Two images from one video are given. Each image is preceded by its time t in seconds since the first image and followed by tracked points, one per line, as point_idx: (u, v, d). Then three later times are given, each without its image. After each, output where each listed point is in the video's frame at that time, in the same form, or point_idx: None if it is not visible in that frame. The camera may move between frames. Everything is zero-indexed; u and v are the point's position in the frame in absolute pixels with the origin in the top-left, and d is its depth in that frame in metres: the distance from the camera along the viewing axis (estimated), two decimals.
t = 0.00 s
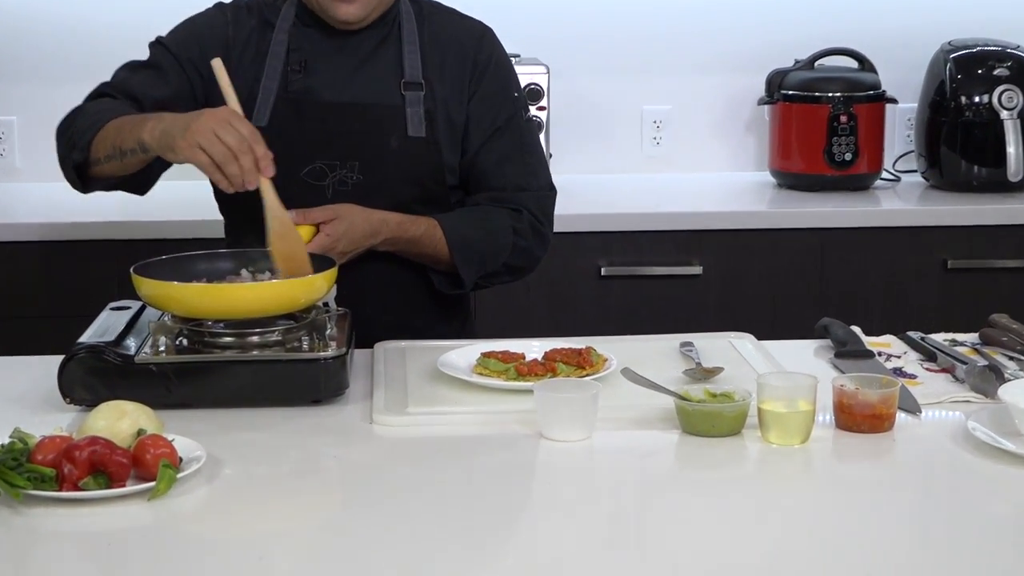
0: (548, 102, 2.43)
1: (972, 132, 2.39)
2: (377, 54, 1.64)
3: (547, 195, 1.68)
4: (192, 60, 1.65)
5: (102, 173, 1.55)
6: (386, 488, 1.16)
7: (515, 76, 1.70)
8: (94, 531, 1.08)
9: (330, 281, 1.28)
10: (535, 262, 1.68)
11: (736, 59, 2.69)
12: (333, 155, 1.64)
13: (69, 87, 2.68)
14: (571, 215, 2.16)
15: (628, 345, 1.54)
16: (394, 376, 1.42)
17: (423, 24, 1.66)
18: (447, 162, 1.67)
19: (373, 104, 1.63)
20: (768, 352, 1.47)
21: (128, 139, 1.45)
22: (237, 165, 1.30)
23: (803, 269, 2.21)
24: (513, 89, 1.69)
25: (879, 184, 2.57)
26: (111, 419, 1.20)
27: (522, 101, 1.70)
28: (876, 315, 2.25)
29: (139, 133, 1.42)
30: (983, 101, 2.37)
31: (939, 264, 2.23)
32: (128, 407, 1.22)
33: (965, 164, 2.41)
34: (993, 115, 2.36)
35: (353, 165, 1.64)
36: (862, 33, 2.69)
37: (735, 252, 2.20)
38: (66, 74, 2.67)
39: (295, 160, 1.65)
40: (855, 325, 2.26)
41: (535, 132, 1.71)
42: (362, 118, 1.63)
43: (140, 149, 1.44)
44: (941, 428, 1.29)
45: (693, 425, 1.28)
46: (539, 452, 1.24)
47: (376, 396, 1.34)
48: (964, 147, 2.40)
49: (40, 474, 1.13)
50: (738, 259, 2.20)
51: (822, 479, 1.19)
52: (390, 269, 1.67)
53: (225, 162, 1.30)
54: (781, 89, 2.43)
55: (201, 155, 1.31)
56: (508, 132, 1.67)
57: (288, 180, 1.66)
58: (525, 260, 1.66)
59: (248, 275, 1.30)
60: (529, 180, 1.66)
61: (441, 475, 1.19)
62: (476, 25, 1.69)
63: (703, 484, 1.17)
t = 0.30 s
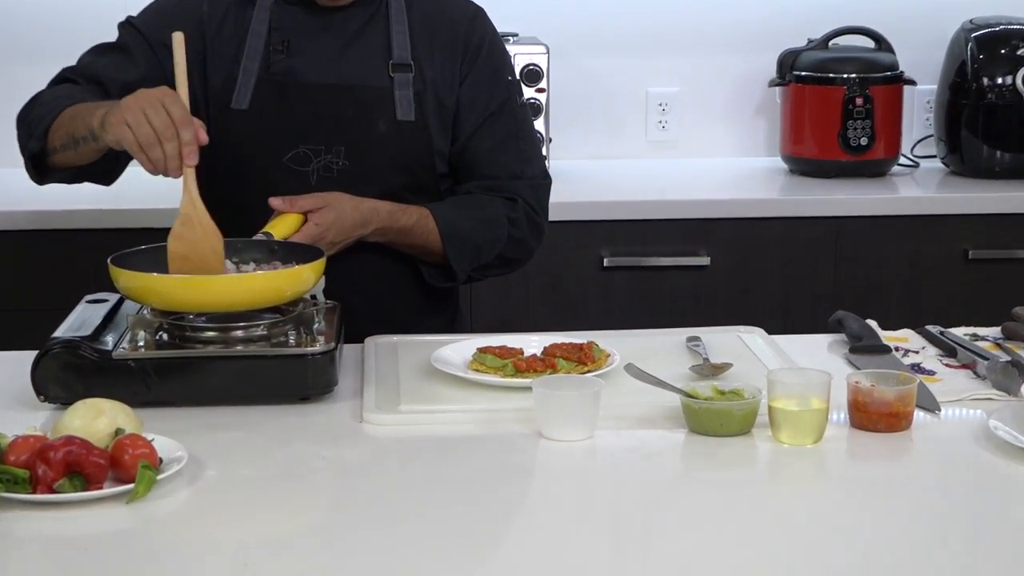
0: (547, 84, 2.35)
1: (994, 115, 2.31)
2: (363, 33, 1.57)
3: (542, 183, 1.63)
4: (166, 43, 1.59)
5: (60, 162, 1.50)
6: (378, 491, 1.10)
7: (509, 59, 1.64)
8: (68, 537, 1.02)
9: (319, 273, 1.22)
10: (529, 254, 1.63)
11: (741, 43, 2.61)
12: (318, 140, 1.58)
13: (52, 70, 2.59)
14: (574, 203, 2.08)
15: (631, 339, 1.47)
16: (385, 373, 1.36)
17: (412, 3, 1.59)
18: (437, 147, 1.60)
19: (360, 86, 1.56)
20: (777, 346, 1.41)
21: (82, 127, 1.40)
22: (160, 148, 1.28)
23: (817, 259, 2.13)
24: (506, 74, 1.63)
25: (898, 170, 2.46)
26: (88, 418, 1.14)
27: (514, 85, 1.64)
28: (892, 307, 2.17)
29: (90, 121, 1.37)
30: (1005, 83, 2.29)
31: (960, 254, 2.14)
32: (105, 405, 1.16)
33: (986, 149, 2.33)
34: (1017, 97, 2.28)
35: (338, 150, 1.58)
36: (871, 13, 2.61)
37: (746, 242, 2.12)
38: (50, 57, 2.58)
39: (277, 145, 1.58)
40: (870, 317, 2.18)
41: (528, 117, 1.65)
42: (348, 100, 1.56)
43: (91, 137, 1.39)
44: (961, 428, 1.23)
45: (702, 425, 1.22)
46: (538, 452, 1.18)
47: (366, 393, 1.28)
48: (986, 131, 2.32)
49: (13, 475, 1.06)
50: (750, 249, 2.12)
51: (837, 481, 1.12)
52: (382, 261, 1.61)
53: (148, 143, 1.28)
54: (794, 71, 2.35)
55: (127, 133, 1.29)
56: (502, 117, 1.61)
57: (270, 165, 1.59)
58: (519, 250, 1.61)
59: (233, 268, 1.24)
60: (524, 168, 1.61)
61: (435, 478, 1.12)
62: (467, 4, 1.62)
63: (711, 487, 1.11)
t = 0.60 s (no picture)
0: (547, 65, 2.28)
1: (1017, 98, 2.22)
2: (343, 9, 1.50)
3: (540, 163, 1.55)
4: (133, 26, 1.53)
5: (51, 157, 1.44)
6: (366, 496, 1.03)
7: (502, 34, 1.57)
8: (35, 544, 0.96)
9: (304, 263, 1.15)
10: (529, 239, 1.56)
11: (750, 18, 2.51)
12: (296, 122, 1.50)
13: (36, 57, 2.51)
14: (574, 190, 2.00)
15: (634, 334, 1.41)
16: (374, 370, 1.30)
17: None
18: (423, 128, 1.53)
19: (341, 64, 1.49)
20: (790, 343, 1.34)
21: (92, 113, 1.36)
22: (195, 120, 1.21)
23: (829, 249, 2.06)
24: (499, 50, 1.55)
25: (913, 156, 2.38)
26: (61, 417, 1.07)
27: (509, 62, 1.56)
28: (904, 300, 2.09)
29: (106, 104, 1.34)
30: None
31: (981, 245, 2.06)
32: (78, 404, 1.09)
33: (1008, 133, 2.24)
34: None
35: (318, 132, 1.51)
36: None
37: (754, 231, 2.04)
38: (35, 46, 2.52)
39: (253, 127, 1.50)
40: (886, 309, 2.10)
41: (525, 95, 1.58)
42: (329, 79, 1.49)
43: (106, 121, 1.35)
44: (983, 428, 1.16)
45: (708, 425, 1.16)
46: (535, 453, 1.12)
47: (355, 391, 1.22)
48: (1008, 114, 2.24)
49: None
50: (758, 239, 2.04)
51: (851, 484, 1.06)
52: (373, 253, 1.55)
53: (183, 116, 1.21)
54: (804, 52, 2.26)
55: (160, 104, 1.22)
56: (496, 96, 1.54)
57: (246, 148, 1.51)
58: (518, 236, 1.54)
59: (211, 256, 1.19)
60: (521, 149, 1.54)
61: (426, 482, 1.06)
62: None
63: (719, 491, 1.05)
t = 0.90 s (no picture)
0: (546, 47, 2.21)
1: None
2: None
3: (540, 143, 1.50)
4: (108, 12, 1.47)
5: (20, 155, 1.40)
6: (355, 501, 0.97)
7: (495, 11, 1.51)
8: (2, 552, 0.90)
9: (287, 258, 1.10)
10: (528, 226, 1.51)
11: None
12: (275, 105, 1.45)
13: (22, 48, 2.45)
14: (577, 179, 1.94)
15: (637, 330, 1.35)
16: (365, 368, 1.24)
17: None
18: (412, 110, 1.47)
19: (323, 45, 1.43)
20: (804, 341, 1.28)
21: (56, 105, 1.32)
22: (157, 106, 1.15)
23: (844, 239, 1.99)
24: (492, 26, 1.49)
25: (933, 142, 2.31)
26: (34, 416, 1.01)
27: (503, 40, 1.50)
28: (917, 292, 2.02)
29: (70, 95, 1.31)
30: None
31: (1003, 236, 2.00)
32: (52, 404, 1.03)
33: None
34: None
35: (299, 116, 1.45)
36: None
37: (763, 221, 1.97)
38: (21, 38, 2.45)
39: (231, 111, 1.45)
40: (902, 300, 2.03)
41: (521, 74, 1.52)
42: (310, 61, 1.43)
43: (69, 114, 1.31)
44: (1006, 428, 1.10)
45: (717, 426, 1.10)
46: (534, 455, 1.06)
47: (344, 390, 1.17)
48: None
49: None
50: (769, 228, 1.98)
51: (867, 487, 1.00)
52: (365, 245, 1.50)
53: (144, 101, 1.15)
54: (816, 32, 2.18)
55: (121, 90, 1.16)
56: (490, 75, 1.48)
57: (230, 138, 1.45)
58: (517, 223, 1.49)
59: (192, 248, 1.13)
60: (518, 131, 1.49)
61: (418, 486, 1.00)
62: None
63: (728, 496, 0.99)
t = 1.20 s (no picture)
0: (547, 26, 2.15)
1: None
2: None
3: (539, 125, 1.44)
4: None
5: None
6: (344, 508, 0.91)
7: None
8: None
9: (274, 248, 1.04)
10: (528, 211, 1.45)
11: None
12: (258, 86, 1.38)
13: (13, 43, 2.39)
14: (581, 167, 1.87)
15: (643, 326, 1.29)
16: (355, 366, 1.18)
17: None
18: (404, 90, 1.40)
19: (308, 21, 1.37)
20: (820, 339, 1.22)
21: (18, 89, 1.30)
22: (117, 80, 1.12)
23: (858, 230, 1.93)
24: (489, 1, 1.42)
25: (958, 128, 2.24)
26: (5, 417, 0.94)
27: (501, 16, 1.44)
28: (933, 285, 1.96)
29: (31, 78, 1.28)
30: None
31: None
32: (24, 404, 0.97)
33: None
34: None
35: (281, 96, 1.39)
36: None
37: (774, 210, 1.91)
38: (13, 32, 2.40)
39: (212, 92, 1.39)
40: (920, 292, 1.97)
41: (520, 51, 1.45)
42: (293, 37, 1.37)
43: (30, 97, 1.29)
44: None
45: (728, 427, 1.04)
46: (535, 459, 1.00)
47: (333, 391, 1.11)
48: None
49: None
50: (782, 218, 1.92)
51: (886, 493, 0.94)
52: (359, 238, 1.44)
53: (104, 75, 1.13)
54: (835, 10, 2.13)
55: (79, 66, 1.14)
56: (484, 54, 1.42)
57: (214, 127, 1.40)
58: (516, 209, 1.43)
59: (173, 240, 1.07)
60: (517, 112, 1.43)
61: (411, 491, 0.94)
62: None
63: (741, 502, 0.93)
